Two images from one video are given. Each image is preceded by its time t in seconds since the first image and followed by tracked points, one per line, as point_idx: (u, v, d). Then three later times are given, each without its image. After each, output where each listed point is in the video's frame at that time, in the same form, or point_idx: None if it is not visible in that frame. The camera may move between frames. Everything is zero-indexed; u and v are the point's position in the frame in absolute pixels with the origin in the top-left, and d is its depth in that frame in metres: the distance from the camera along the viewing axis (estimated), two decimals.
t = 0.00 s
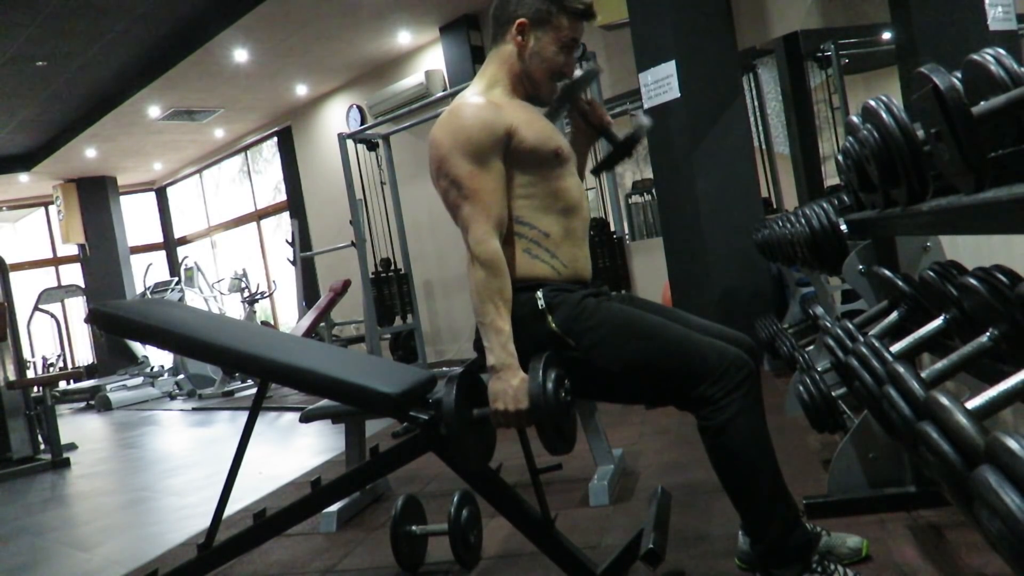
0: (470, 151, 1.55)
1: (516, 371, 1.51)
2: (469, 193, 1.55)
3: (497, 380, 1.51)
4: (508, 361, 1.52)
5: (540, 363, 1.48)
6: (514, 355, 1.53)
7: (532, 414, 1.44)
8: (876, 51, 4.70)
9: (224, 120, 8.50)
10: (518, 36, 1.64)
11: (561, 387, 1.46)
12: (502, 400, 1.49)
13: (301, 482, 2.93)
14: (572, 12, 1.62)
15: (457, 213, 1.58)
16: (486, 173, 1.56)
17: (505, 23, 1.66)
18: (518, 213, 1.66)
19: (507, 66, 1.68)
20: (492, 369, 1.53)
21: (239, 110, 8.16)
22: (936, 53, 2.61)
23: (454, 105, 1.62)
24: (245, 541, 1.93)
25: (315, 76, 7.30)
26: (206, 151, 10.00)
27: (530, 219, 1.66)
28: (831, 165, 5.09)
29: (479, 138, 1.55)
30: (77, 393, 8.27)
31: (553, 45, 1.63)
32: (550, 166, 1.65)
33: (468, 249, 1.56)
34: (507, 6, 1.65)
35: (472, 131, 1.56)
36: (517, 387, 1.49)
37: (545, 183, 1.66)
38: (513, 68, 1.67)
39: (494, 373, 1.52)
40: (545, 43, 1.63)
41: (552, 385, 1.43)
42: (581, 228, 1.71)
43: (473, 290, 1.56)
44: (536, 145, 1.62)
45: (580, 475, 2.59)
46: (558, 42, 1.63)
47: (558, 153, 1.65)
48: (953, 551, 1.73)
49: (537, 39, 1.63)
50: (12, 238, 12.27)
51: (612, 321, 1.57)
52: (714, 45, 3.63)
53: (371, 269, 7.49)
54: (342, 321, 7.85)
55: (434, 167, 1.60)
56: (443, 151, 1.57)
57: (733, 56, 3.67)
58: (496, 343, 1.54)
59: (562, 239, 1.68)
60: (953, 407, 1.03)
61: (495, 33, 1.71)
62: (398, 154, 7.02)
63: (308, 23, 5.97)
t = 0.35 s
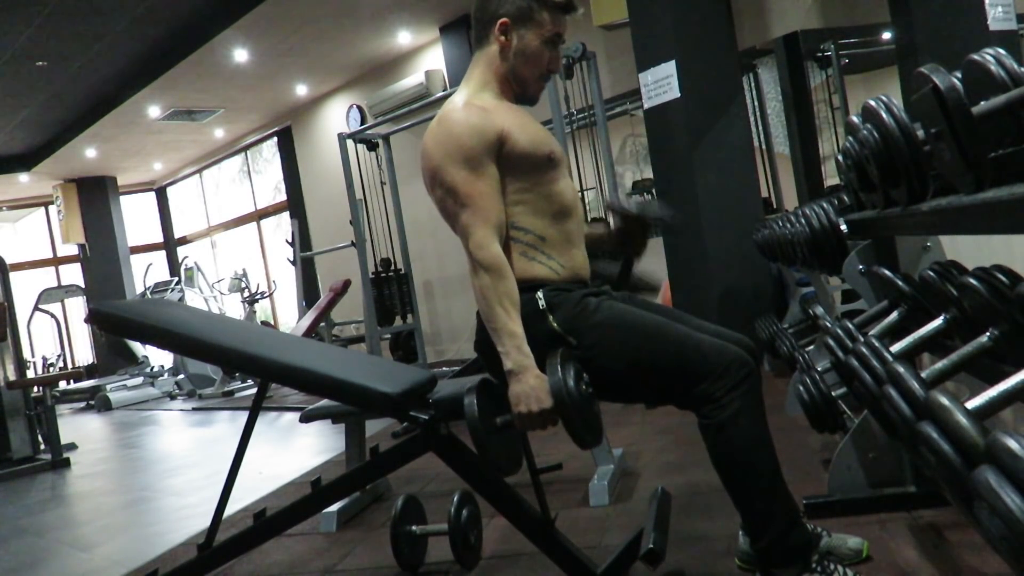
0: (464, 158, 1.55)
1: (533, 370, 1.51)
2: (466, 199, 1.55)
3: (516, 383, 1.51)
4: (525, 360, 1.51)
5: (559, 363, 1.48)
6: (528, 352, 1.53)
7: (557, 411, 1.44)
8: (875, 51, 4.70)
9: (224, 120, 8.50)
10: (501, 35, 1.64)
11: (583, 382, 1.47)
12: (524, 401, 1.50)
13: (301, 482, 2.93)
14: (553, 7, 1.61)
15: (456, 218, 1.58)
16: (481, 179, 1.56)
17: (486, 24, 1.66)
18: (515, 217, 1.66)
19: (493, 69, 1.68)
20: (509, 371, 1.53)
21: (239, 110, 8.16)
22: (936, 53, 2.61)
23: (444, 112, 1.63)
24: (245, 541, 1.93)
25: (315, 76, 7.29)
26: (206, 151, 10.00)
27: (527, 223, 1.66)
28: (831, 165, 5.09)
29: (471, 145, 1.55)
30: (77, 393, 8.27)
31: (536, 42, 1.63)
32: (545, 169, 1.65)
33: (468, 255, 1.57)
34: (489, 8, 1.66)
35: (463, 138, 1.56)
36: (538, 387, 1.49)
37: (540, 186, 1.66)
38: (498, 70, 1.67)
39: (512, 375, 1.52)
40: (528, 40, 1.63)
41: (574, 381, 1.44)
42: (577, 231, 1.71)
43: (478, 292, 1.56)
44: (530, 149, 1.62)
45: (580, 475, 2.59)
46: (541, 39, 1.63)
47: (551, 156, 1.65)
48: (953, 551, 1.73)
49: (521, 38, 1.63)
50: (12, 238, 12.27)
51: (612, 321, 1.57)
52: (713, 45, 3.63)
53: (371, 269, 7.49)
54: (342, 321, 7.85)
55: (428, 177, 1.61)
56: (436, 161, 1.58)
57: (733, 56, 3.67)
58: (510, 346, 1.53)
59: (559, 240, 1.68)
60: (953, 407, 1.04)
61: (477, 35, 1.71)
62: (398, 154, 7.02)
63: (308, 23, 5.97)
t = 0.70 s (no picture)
0: (479, 157, 1.55)
1: (531, 377, 1.52)
2: (475, 199, 1.55)
3: (512, 388, 1.52)
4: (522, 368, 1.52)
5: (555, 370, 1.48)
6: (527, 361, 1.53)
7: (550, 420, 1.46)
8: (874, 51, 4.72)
9: (224, 120, 8.49)
10: (527, 30, 1.65)
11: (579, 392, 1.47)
12: (518, 406, 1.51)
13: (301, 482, 2.93)
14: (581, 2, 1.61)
15: (463, 218, 1.58)
16: (493, 180, 1.55)
17: (512, 17, 1.66)
18: (524, 220, 1.66)
19: (516, 66, 1.69)
20: (506, 376, 1.53)
21: (239, 110, 8.16)
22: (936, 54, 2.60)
23: (463, 105, 1.62)
24: (245, 541, 1.93)
25: (315, 76, 7.29)
26: (206, 151, 10.00)
27: (537, 227, 1.67)
28: (831, 166, 5.09)
29: (486, 144, 1.55)
30: (77, 393, 8.27)
31: (563, 39, 1.64)
32: (557, 175, 1.65)
33: (473, 257, 1.56)
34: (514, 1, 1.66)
35: (479, 135, 1.55)
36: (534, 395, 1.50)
37: (551, 191, 1.66)
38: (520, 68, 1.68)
39: (509, 380, 1.52)
40: (554, 38, 1.64)
41: (569, 392, 1.44)
42: (583, 236, 1.72)
43: (479, 294, 1.56)
44: (543, 152, 1.62)
45: (580, 475, 2.59)
46: (568, 37, 1.64)
47: (566, 163, 1.65)
48: (953, 552, 1.73)
49: (546, 35, 1.64)
50: (12, 237, 12.26)
51: (613, 319, 1.57)
52: (714, 45, 3.63)
53: (371, 269, 7.49)
54: (342, 320, 7.85)
55: (440, 174, 1.59)
56: (449, 158, 1.57)
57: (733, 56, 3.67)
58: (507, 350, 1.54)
59: (565, 245, 1.68)
60: (953, 407, 1.04)
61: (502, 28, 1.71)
62: (398, 155, 7.02)
63: (308, 23, 5.97)
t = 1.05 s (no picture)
0: (475, 155, 1.55)
1: (515, 378, 1.52)
2: (471, 197, 1.54)
3: (496, 386, 1.52)
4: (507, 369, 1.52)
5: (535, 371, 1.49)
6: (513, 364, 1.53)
7: (528, 422, 1.45)
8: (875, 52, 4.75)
9: (224, 120, 8.49)
10: (525, 31, 1.65)
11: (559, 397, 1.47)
12: (498, 405, 1.50)
13: (301, 482, 2.93)
14: (579, 3, 1.62)
15: (457, 216, 1.57)
16: (489, 177, 1.55)
17: (511, 18, 1.67)
18: (521, 219, 1.66)
19: (514, 67, 1.69)
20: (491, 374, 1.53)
21: (239, 110, 8.16)
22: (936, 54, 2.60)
23: (461, 104, 1.62)
24: (245, 542, 1.93)
25: (315, 76, 7.29)
26: (206, 151, 10.00)
27: (535, 226, 1.66)
28: (831, 166, 5.09)
29: (482, 142, 1.55)
30: (77, 393, 8.27)
31: (561, 39, 1.64)
32: (555, 174, 1.65)
33: (466, 254, 1.55)
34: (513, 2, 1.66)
35: (477, 133, 1.56)
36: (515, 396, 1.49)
37: (548, 190, 1.66)
38: (520, 69, 1.69)
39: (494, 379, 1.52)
40: (553, 38, 1.64)
41: (549, 393, 1.44)
42: (584, 235, 1.71)
43: (469, 291, 1.55)
44: (541, 151, 1.62)
45: (581, 475, 2.59)
46: (567, 37, 1.64)
47: (564, 162, 1.66)
48: (953, 552, 1.73)
49: (546, 36, 1.64)
50: (12, 238, 12.26)
51: (612, 320, 1.57)
52: (713, 45, 3.63)
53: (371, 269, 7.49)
54: (342, 320, 7.85)
55: (436, 172, 1.59)
56: (447, 155, 1.57)
57: (733, 56, 3.66)
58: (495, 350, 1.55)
59: (564, 245, 1.68)
60: (953, 407, 1.04)
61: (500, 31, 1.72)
62: (398, 155, 7.02)
63: (308, 23, 5.96)
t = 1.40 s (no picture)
0: (493, 151, 1.54)
1: (530, 375, 1.50)
2: (485, 190, 1.54)
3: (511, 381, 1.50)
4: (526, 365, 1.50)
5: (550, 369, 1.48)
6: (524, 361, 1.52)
7: (543, 418, 1.43)
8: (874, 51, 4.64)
9: (224, 120, 8.49)
10: (539, 30, 1.66)
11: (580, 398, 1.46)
12: (514, 403, 1.48)
13: (301, 483, 2.93)
14: (591, 4, 1.64)
15: (467, 209, 1.55)
16: (506, 174, 1.55)
17: (523, 15, 1.67)
18: (528, 217, 1.67)
19: (526, 65, 1.69)
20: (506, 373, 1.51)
21: (239, 110, 8.16)
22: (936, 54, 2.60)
23: (476, 99, 1.62)
24: (245, 541, 1.93)
25: (316, 76, 7.29)
26: (206, 151, 10.00)
27: (540, 224, 1.67)
28: (832, 166, 5.09)
29: (500, 137, 1.55)
30: (77, 393, 8.27)
31: (574, 39, 1.65)
32: (565, 174, 1.67)
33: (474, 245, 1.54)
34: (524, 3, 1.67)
35: (495, 129, 1.55)
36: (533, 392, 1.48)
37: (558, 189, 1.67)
38: (532, 67, 1.69)
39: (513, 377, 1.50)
40: (567, 37, 1.65)
41: (565, 390, 1.42)
42: (588, 235, 1.73)
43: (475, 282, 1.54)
44: (553, 150, 1.64)
45: (581, 475, 2.59)
46: (580, 37, 1.65)
47: (574, 162, 1.68)
48: (953, 552, 1.73)
49: (559, 35, 1.65)
50: (11, 238, 12.25)
51: (612, 321, 1.57)
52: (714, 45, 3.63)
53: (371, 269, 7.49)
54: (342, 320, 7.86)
55: (449, 165, 1.58)
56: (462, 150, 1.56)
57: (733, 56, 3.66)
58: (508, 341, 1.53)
59: (565, 246, 1.68)
60: (953, 407, 1.04)
61: (513, 29, 1.72)
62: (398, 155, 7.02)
63: (309, 23, 5.97)
